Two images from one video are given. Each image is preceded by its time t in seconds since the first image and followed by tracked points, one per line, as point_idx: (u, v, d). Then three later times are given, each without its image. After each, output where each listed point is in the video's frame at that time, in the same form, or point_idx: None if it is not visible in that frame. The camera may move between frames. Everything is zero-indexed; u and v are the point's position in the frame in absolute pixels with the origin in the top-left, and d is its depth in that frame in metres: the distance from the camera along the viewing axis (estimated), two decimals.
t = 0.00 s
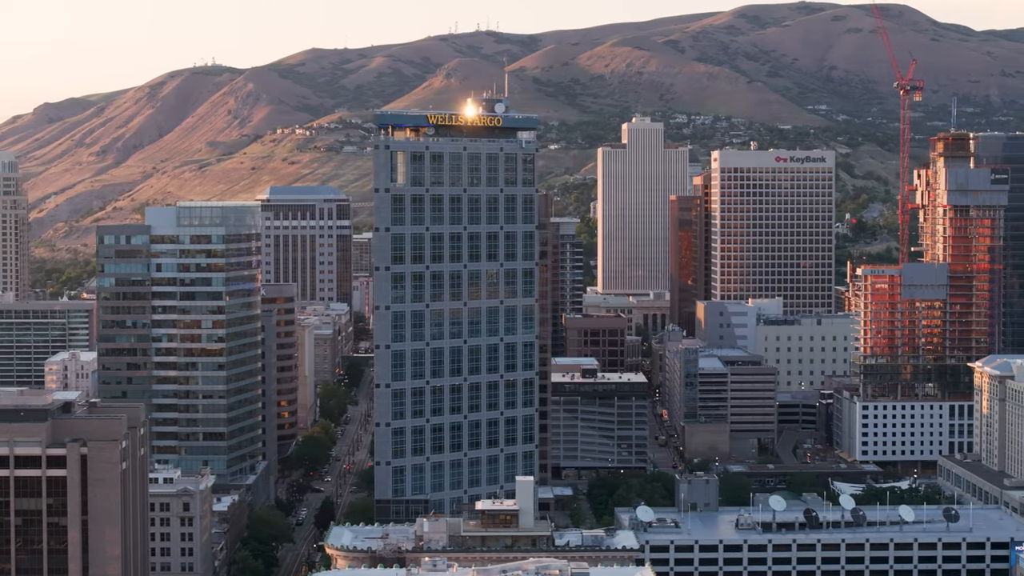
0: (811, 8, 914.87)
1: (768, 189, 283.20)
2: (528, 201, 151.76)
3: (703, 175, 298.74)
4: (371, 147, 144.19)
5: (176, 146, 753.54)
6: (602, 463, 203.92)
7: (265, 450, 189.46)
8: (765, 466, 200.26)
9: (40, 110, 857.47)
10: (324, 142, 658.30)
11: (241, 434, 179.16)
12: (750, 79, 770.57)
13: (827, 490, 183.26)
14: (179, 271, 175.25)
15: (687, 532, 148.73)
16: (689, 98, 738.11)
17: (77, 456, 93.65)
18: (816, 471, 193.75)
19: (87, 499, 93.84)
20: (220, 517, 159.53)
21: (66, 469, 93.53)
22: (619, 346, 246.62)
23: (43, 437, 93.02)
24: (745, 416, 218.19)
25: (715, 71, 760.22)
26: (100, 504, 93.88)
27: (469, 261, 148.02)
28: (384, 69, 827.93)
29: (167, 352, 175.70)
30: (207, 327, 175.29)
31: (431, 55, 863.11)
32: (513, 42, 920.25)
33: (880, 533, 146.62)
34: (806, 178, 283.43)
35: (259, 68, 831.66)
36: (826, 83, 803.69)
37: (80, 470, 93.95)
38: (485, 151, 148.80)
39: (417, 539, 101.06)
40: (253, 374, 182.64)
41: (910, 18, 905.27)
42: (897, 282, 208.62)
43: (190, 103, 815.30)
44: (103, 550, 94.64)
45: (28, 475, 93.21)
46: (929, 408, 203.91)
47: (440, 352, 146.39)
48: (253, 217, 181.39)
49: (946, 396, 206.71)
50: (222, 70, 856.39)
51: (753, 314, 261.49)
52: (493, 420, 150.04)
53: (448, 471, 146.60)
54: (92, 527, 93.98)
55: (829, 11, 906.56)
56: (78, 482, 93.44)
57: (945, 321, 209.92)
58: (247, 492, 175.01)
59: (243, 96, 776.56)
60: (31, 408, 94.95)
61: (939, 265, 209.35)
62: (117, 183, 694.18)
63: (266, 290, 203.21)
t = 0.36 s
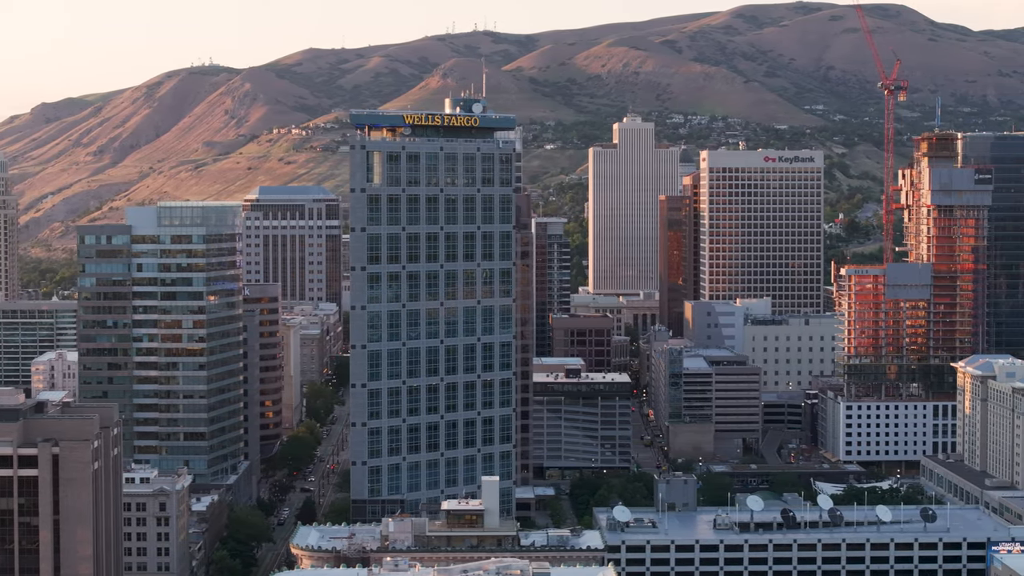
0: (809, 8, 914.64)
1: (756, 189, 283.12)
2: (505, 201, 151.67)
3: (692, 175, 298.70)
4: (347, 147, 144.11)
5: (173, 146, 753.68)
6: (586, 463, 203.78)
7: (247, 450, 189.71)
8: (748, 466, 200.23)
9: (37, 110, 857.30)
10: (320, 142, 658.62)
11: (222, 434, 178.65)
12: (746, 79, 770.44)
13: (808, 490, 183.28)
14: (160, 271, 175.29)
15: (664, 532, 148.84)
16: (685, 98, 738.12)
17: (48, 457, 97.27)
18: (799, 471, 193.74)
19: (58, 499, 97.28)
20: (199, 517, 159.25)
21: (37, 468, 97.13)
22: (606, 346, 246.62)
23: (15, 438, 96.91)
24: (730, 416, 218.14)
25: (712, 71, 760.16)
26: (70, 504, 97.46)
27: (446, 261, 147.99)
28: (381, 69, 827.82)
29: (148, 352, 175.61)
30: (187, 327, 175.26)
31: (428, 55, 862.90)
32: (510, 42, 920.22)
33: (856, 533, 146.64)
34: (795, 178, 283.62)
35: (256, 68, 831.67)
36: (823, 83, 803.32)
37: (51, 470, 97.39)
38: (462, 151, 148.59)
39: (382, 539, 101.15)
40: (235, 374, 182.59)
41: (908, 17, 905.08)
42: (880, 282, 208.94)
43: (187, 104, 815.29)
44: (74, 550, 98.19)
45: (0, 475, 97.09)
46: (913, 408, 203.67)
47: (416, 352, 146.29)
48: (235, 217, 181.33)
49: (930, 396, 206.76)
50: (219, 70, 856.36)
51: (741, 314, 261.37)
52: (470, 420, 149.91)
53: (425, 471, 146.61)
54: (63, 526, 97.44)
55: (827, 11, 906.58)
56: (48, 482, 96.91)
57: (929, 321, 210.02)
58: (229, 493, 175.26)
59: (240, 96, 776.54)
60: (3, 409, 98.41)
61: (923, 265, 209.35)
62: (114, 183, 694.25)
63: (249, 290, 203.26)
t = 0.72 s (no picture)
0: (806, 8, 914.36)
1: (745, 188, 283.55)
2: (482, 201, 151.73)
3: (681, 176, 299.08)
4: (322, 147, 144.16)
5: (170, 146, 753.50)
6: (569, 463, 204.09)
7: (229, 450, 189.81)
8: (730, 466, 200.32)
9: (34, 110, 857.08)
10: (316, 142, 658.94)
11: (203, 434, 178.39)
12: (743, 79, 770.45)
13: (789, 490, 183.45)
14: (140, 271, 175.38)
15: (640, 532, 149.02)
16: (682, 98, 737.93)
17: (19, 457, 97.25)
18: (781, 470, 193.79)
19: (29, 499, 97.41)
20: (177, 517, 159.24)
21: (8, 468, 97.24)
22: (592, 346, 246.79)
23: None
24: (714, 416, 218.27)
25: (708, 71, 760.30)
26: (42, 504, 97.66)
27: (423, 261, 148.02)
28: (378, 69, 827.91)
29: (129, 352, 175.75)
30: (168, 327, 175.30)
31: (425, 55, 862.58)
32: (507, 42, 920.30)
33: (832, 533, 146.67)
34: (783, 178, 284.04)
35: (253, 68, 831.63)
36: (821, 82, 802.84)
37: (22, 471, 97.45)
38: (439, 151, 148.62)
39: (347, 539, 101.46)
40: (216, 373, 182.70)
41: (905, 18, 904.91)
42: (864, 281, 210.14)
43: (184, 104, 815.37)
44: (45, 549, 98.17)
45: None
46: (896, 408, 203.74)
47: (392, 352, 146.39)
48: (216, 218, 181.59)
49: (914, 396, 206.80)
50: (216, 70, 856.37)
51: (728, 314, 261.33)
52: (447, 420, 149.93)
53: (402, 471, 146.70)
54: (34, 526, 97.47)
55: (824, 11, 906.61)
56: (19, 483, 97.07)
57: (913, 321, 210.16)
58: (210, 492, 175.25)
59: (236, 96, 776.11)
60: None
61: (907, 265, 209.58)
62: (111, 183, 694.19)
63: (233, 290, 203.38)
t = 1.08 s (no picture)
0: (804, 8, 913.96)
1: (734, 188, 283.39)
2: (459, 200, 151.78)
3: (671, 176, 299.03)
4: (299, 147, 144.31)
5: (166, 146, 753.38)
6: (553, 463, 203.92)
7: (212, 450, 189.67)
8: (713, 466, 200.45)
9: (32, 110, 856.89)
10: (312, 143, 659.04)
11: (184, 434, 178.09)
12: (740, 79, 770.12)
13: (770, 490, 183.59)
14: (121, 270, 175.46)
15: (617, 531, 149.09)
16: (679, 98, 737.68)
17: None
18: (763, 470, 193.78)
19: None
20: (156, 516, 159.04)
21: None
22: (579, 346, 246.64)
23: None
24: (699, 416, 218.20)
25: (705, 71, 760.30)
26: (12, 504, 98.12)
27: (399, 261, 148.09)
28: (375, 69, 827.96)
29: (110, 352, 175.65)
30: (149, 327, 175.22)
31: (422, 54, 862.34)
32: (505, 42, 920.20)
33: (809, 533, 146.63)
34: (772, 177, 283.78)
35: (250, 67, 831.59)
36: (818, 82, 802.36)
37: None
38: (416, 151, 148.60)
39: (313, 538, 101.55)
40: (198, 374, 182.80)
41: (902, 18, 904.61)
42: (847, 281, 209.93)
43: (182, 104, 815.44)
44: (16, 549, 98.57)
45: None
46: (881, 408, 203.42)
47: (369, 352, 146.48)
48: (197, 218, 181.74)
49: (898, 396, 206.80)
50: (213, 70, 856.38)
51: (716, 314, 261.47)
52: (424, 420, 149.95)
53: (378, 470, 146.78)
54: (5, 526, 98.08)
55: (822, 11, 906.34)
56: None
57: (897, 321, 210.14)
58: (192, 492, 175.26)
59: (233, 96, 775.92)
60: None
61: (891, 265, 209.56)
62: (108, 183, 694.12)
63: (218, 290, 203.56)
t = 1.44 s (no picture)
0: (801, 8, 913.77)
1: (725, 188, 283.47)
2: (436, 200, 151.80)
3: (661, 175, 299.14)
4: (275, 147, 144.46)
5: (163, 146, 753.14)
6: (536, 463, 203.88)
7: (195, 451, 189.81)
8: (695, 466, 200.63)
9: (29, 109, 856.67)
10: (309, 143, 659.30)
11: (165, 433, 178.31)
12: (737, 79, 770.03)
13: (752, 490, 183.67)
14: (102, 271, 175.56)
15: (594, 531, 149.12)
16: (675, 98, 737.55)
17: None
18: (745, 470, 193.79)
19: None
20: (135, 516, 159.24)
21: None
22: (565, 346, 246.79)
23: None
24: (684, 416, 218.18)
25: (701, 71, 760.44)
26: None
27: (376, 261, 148.00)
28: (372, 69, 828.15)
29: (90, 352, 175.86)
30: (129, 327, 175.52)
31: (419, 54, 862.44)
32: (502, 42, 920.28)
33: (785, 533, 146.65)
34: (761, 177, 284.06)
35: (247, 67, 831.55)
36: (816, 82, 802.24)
37: None
38: (392, 151, 148.46)
39: (277, 538, 101.68)
40: (179, 374, 182.98)
41: (900, 18, 905.06)
42: (832, 281, 209.44)
43: (179, 104, 815.57)
44: None
45: None
46: (864, 408, 203.36)
47: (346, 352, 146.49)
48: (179, 218, 182.10)
49: (882, 396, 206.78)
50: (210, 70, 856.60)
51: (704, 314, 262.01)
52: (401, 420, 150.03)
53: (354, 471, 146.91)
54: None
55: (819, 11, 906.27)
56: None
57: (881, 321, 210.21)
58: (173, 492, 175.34)
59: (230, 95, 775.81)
60: None
61: (874, 265, 209.68)
62: (105, 182, 693.98)
63: (201, 289, 203.74)
